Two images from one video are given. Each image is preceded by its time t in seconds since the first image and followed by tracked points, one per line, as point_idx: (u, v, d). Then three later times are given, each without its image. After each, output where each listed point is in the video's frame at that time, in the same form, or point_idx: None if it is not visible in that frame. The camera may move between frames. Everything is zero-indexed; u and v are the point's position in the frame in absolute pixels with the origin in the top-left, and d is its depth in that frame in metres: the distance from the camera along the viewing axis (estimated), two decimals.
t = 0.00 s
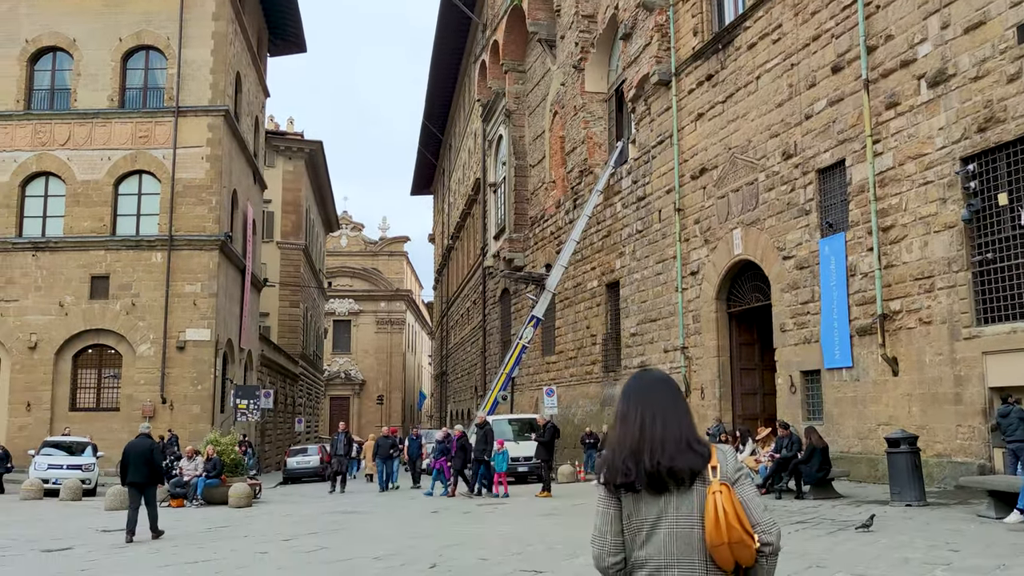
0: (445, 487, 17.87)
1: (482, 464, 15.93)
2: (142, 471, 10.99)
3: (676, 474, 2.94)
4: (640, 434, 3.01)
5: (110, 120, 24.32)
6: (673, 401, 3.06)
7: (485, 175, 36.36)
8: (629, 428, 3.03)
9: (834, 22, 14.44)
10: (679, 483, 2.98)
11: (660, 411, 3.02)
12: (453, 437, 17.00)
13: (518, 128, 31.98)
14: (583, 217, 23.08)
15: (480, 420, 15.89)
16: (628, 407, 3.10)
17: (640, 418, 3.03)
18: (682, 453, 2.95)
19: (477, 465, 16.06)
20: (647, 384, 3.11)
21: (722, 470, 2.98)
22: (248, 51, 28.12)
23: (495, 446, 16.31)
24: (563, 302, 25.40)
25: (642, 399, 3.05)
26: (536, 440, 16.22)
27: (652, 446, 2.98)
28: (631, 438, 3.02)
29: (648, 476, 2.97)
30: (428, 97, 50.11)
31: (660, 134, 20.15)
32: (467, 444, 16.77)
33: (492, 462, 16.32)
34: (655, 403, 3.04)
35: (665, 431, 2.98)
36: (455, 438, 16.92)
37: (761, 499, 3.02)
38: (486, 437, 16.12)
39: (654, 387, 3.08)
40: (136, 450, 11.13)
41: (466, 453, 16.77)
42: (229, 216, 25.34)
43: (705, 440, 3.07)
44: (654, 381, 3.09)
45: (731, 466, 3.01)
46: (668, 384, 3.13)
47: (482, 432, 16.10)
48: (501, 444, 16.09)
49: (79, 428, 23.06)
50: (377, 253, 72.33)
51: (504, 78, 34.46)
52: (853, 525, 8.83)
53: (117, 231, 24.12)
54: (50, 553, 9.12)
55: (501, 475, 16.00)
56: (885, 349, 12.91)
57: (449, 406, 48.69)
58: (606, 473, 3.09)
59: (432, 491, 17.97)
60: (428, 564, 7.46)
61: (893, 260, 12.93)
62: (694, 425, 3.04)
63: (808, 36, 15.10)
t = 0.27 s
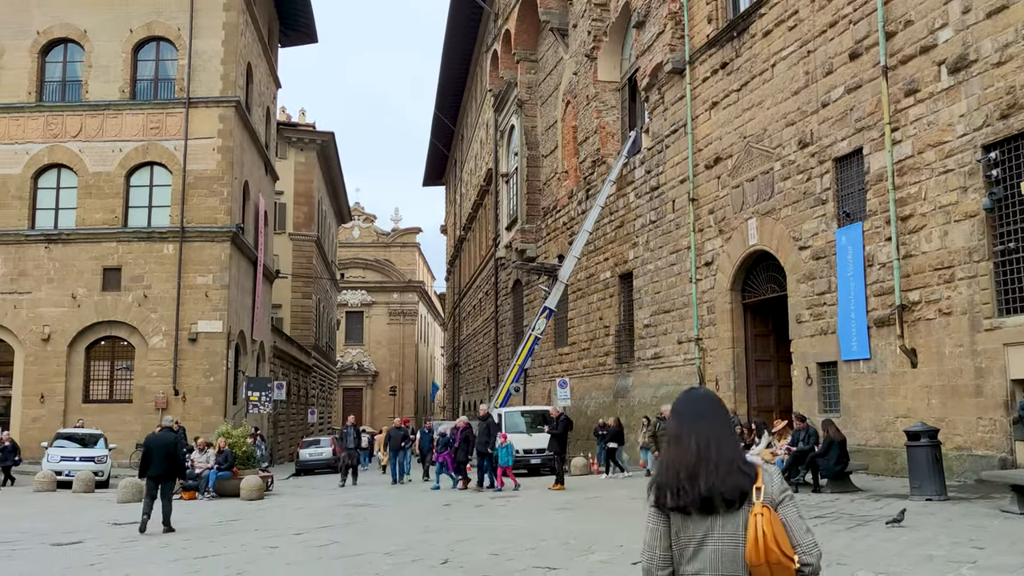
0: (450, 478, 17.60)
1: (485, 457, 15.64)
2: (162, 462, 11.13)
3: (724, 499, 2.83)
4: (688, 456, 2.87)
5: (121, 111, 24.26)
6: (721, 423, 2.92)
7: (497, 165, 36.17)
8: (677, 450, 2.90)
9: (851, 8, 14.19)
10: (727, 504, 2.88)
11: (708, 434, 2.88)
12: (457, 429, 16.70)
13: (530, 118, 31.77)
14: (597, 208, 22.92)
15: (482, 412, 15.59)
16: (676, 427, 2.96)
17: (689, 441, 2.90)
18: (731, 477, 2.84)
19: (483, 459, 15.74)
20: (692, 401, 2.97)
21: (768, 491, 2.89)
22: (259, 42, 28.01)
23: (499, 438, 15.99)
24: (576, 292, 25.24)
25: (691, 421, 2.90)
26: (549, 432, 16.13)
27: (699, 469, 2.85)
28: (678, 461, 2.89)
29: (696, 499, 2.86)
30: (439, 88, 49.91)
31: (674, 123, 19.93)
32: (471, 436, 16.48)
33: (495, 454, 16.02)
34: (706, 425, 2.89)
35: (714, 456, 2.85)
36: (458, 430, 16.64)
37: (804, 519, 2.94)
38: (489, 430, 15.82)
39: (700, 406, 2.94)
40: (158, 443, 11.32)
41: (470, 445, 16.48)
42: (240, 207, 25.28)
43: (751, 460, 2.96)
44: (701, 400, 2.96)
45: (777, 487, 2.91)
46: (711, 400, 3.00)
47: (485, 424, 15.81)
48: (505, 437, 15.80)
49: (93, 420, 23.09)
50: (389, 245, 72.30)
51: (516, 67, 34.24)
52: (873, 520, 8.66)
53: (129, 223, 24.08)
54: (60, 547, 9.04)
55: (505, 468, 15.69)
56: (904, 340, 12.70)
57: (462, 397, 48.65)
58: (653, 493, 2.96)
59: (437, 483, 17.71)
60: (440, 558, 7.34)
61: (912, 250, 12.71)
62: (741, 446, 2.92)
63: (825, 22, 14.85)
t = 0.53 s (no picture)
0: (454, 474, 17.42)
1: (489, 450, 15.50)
2: (181, 456, 11.17)
3: (756, 457, 2.99)
4: (724, 417, 3.05)
5: (133, 105, 24.23)
6: (758, 388, 3.08)
7: (510, 157, 35.99)
8: (714, 412, 3.08)
9: None
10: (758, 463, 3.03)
11: (742, 397, 3.05)
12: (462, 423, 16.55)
13: (543, 110, 31.57)
14: (610, 199, 22.75)
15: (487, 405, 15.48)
16: (714, 392, 3.14)
17: (724, 403, 3.08)
18: (763, 438, 3.00)
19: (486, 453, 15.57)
20: (732, 370, 3.14)
21: (798, 454, 3.00)
22: (271, 35, 27.92)
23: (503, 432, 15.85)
24: (590, 285, 25.09)
25: (727, 385, 3.08)
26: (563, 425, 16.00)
27: (732, 429, 3.03)
28: (714, 423, 3.07)
29: (730, 458, 3.03)
30: (452, 81, 49.73)
31: (688, 113, 19.73)
32: (475, 429, 16.33)
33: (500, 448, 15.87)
34: (740, 389, 3.06)
35: (748, 417, 3.01)
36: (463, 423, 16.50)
37: (837, 484, 3.01)
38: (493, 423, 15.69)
39: (738, 373, 3.10)
40: (175, 435, 11.32)
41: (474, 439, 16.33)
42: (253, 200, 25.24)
43: (787, 425, 3.09)
44: (739, 367, 3.12)
45: (810, 450, 3.02)
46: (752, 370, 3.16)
47: (489, 417, 15.68)
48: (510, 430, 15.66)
49: (107, 413, 23.14)
50: (402, 238, 72.27)
51: (528, 59, 34.03)
52: (893, 514, 8.49)
53: (142, 216, 24.08)
54: (71, 539, 9.00)
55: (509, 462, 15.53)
56: (923, 331, 12.51)
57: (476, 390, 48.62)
58: (692, 452, 3.15)
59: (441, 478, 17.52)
60: (453, 552, 7.24)
61: (931, 240, 12.50)
62: (776, 411, 3.06)
63: (843, 9, 14.62)
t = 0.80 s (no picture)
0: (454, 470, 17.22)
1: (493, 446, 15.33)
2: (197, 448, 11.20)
3: (785, 469, 2.95)
4: (750, 430, 2.97)
5: (145, 100, 24.19)
6: (782, 398, 3.00)
7: (522, 151, 35.80)
8: (739, 424, 2.99)
9: None
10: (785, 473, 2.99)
11: (769, 407, 2.97)
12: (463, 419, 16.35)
13: (556, 104, 31.36)
14: (623, 193, 22.56)
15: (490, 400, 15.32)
16: (735, 402, 3.05)
17: (749, 415, 2.99)
18: (791, 449, 2.95)
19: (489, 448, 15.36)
20: (752, 375, 3.05)
21: (824, 463, 2.99)
22: (282, 29, 27.84)
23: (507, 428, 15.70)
24: (603, 279, 24.91)
25: (751, 396, 2.98)
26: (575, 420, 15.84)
27: (759, 441, 2.96)
28: (741, 433, 2.99)
29: (758, 469, 2.97)
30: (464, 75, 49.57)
31: (702, 105, 19.51)
32: (477, 425, 16.15)
33: (502, 445, 15.71)
34: (767, 401, 2.98)
35: (775, 429, 2.95)
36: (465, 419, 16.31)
37: (862, 491, 3.03)
38: (496, 419, 15.53)
39: (762, 380, 3.02)
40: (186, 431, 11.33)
41: (476, 434, 16.15)
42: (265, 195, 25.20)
43: (809, 433, 3.06)
44: (762, 375, 3.04)
45: (834, 459, 3.02)
46: (772, 376, 3.08)
47: (492, 413, 15.51)
48: (513, 425, 15.51)
49: (120, 408, 23.16)
50: (416, 233, 72.22)
51: (541, 52, 33.83)
52: (911, 511, 8.30)
53: (154, 211, 24.07)
54: (78, 535, 8.94)
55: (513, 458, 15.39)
56: (941, 325, 12.29)
57: (489, 385, 48.54)
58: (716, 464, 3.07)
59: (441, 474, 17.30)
60: (460, 549, 7.11)
61: (950, 232, 12.27)
62: (801, 420, 3.01)
63: None
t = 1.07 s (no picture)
0: (456, 468, 16.96)
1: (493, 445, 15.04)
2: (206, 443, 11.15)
3: (805, 447, 3.03)
4: (767, 410, 3.06)
5: (156, 97, 24.16)
6: (795, 381, 3.12)
7: (534, 147, 35.60)
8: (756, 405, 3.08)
9: None
10: (805, 452, 3.07)
11: (786, 391, 3.07)
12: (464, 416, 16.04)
13: (568, 99, 31.15)
14: (635, 189, 22.37)
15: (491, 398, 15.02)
16: (751, 386, 3.15)
17: (767, 396, 3.08)
18: (810, 426, 3.04)
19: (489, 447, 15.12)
20: (763, 367, 3.16)
21: (842, 443, 3.10)
22: (293, 25, 27.74)
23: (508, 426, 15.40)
24: (615, 276, 24.71)
25: (766, 378, 3.09)
26: (586, 418, 15.68)
27: (779, 422, 3.04)
28: (761, 415, 3.07)
29: (778, 448, 3.05)
30: (476, 71, 49.40)
31: (715, 100, 19.29)
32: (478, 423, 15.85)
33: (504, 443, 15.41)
34: (781, 382, 3.09)
35: (793, 408, 3.04)
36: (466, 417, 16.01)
37: (877, 470, 3.14)
38: (498, 417, 15.24)
39: (775, 368, 3.13)
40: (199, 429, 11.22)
41: (477, 432, 15.86)
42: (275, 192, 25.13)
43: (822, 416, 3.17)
44: (775, 364, 3.15)
45: (849, 438, 3.14)
46: (782, 365, 3.19)
47: (493, 411, 15.22)
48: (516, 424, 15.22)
49: (131, 406, 23.16)
50: (428, 230, 72.14)
51: (553, 47, 33.61)
52: (928, 512, 8.12)
53: (164, 208, 24.04)
54: (83, 535, 8.86)
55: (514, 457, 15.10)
56: (959, 322, 12.07)
57: (502, 382, 48.43)
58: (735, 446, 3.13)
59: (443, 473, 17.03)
60: (466, 551, 6.97)
61: (967, 227, 12.04)
62: (816, 403, 3.13)
63: None
